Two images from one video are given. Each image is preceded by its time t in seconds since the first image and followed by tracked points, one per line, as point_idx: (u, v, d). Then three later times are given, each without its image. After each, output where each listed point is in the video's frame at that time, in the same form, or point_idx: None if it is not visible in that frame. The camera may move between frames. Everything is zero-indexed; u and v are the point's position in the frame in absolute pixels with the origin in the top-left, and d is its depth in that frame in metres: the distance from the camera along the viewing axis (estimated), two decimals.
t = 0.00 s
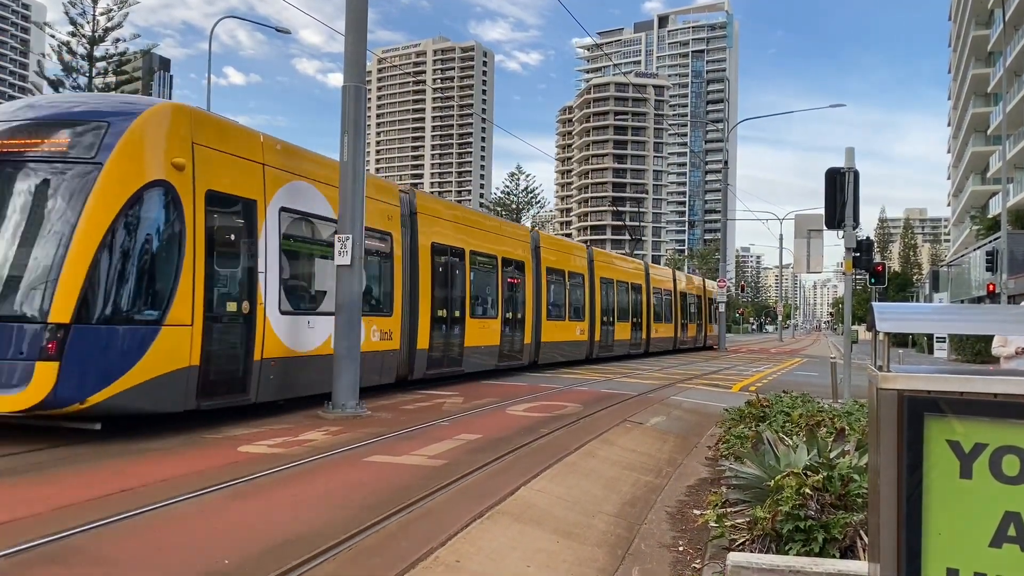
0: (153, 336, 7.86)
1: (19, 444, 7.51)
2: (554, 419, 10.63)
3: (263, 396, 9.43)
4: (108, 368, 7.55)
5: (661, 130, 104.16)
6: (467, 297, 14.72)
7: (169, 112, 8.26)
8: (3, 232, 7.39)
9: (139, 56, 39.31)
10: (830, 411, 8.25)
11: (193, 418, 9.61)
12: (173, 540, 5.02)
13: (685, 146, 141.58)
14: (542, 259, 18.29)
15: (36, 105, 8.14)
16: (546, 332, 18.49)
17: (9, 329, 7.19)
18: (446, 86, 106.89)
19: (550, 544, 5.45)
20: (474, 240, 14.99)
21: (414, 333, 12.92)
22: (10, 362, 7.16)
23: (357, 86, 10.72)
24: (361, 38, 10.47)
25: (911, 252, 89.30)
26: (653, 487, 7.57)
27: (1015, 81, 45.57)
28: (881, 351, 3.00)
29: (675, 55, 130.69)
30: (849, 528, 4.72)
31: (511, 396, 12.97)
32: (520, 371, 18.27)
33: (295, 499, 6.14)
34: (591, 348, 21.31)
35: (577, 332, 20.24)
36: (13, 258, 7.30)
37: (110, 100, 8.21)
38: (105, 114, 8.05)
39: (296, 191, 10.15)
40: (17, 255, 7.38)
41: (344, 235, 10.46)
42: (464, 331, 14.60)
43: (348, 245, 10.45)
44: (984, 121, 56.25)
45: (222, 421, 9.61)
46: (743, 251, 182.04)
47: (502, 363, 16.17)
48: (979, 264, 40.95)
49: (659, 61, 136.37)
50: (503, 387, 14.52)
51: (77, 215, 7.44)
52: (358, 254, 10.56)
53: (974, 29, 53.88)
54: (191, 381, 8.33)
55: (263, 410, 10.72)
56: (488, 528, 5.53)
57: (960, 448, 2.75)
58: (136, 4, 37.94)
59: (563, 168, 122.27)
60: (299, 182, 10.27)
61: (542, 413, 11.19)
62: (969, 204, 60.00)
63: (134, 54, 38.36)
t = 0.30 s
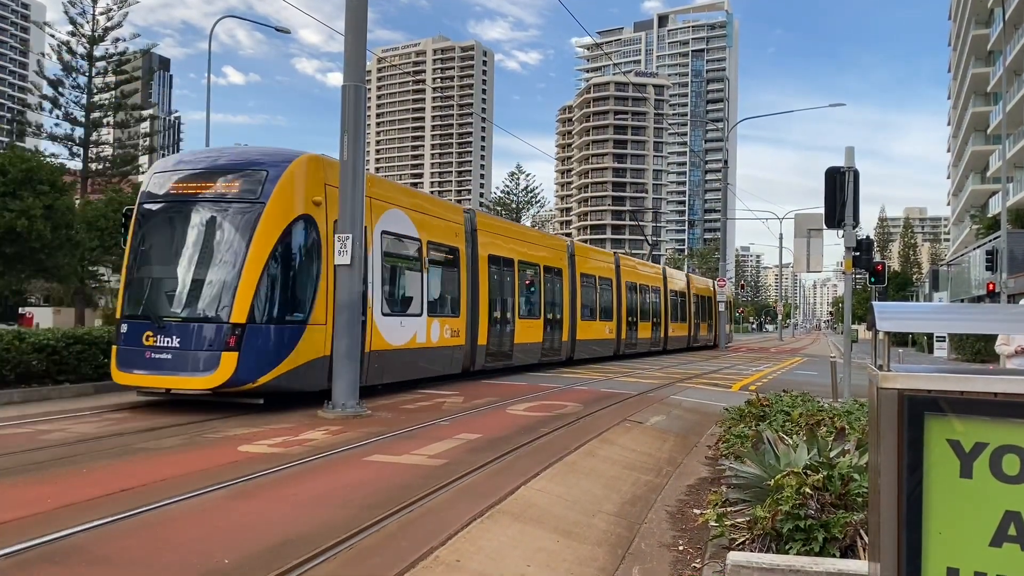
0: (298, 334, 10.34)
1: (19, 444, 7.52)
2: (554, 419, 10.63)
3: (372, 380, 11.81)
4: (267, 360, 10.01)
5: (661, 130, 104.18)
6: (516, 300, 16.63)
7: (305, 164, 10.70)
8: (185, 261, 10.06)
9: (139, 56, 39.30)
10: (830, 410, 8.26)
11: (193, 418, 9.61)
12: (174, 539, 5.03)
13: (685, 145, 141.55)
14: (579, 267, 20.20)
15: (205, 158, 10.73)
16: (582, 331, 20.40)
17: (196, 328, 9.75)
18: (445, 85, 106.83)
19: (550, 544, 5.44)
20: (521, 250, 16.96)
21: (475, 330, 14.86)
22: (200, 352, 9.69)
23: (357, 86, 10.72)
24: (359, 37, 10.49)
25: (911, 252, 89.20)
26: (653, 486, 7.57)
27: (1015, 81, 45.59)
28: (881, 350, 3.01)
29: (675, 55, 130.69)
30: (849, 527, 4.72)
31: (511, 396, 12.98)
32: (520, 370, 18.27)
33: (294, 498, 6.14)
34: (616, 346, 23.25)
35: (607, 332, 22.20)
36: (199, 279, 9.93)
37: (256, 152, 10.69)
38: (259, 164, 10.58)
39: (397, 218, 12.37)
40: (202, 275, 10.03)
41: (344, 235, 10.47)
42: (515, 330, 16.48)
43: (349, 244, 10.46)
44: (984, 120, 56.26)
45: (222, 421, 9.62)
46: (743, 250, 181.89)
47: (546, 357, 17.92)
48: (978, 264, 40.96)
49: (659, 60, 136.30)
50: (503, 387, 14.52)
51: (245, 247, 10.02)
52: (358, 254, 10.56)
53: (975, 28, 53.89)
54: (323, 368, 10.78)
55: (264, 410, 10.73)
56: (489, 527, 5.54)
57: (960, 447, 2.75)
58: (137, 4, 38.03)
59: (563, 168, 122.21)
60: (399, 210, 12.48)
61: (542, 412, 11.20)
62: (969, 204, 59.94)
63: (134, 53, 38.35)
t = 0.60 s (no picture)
0: (393, 333, 12.43)
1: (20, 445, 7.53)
2: (554, 418, 10.64)
3: (445, 369, 14.11)
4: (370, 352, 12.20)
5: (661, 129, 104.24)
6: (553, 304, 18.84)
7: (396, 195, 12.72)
8: (302, 273, 12.12)
9: (139, 56, 39.35)
10: (829, 409, 8.26)
11: (193, 419, 9.63)
12: (173, 538, 5.04)
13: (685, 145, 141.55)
14: (606, 271, 22.37)
15: (311, 187, 12.81)
16: (610, 329, 22.69)
17: (314, 329, 11.83)
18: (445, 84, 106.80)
19: (550, 544, 5.44)
20: (557, 260, 19.09)
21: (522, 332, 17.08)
22: (320, 346, 11.79)
23: (357, 85, 10.72)
24: (358, 38, 10.48)
25: (911, 251, 89.11)
26: (653, 486, 7.57)
27: (1015, 81, 45.64)
28: (881, 350, 3.01)
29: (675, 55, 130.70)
30: (849, 527, 4.72)
31: (510, 395, 12.99)
32: (520, 370, 18.25)
33: (294, 498, 6.14)
34: (638, 343, 25.34)
35: (631, 330, 24.40)
36: (315, 289, 12.04)
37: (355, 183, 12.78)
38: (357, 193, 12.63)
39: (462, 235, 14.69)
40: (315, 285, 12.17)
41: (344, 235, 10.50)
42: (554, 330, 18.73)
43: (348, 244, 10.48)
44: (983, 120, 56.31)
45: (222, 420, 9.64)
46: (743, 250, 181.99)
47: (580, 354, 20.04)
48: (978, 263, 40.98)
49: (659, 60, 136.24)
50: (503, 387, 14.53)
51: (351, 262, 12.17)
52: (357, 254, 10.59)
53: (974, 28, 53.94)
54: (410, 360, 12.96)
55: (265, 410, 10.76)
56: (488, 527, 5.54)
57: (960, 447, 2.75)
58: (137, 4, 38.08)
59: (563, 167, 122.18)
60: (464, 229, 14.84)
61: (541, 412, 11.22)
62: (969, 204, 59.96)
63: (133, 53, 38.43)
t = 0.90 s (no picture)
0: (460, 332, 14.62)
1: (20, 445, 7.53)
2: (554, 418, 10.65)
3: (500, 363, 16.28)
4: (442, 347, 14.41)
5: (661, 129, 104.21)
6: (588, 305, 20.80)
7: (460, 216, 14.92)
8: (384, 281, 14.42)
9: (139, 56, 39.37)
10: (830, 409, 8.26)
11: (193, 419, 9.64)
12: (172, 539, 5.04)
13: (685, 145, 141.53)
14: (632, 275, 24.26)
15: (389, 211, 15.15)
16: (635, 330, 24.47)
17: (396, 328, 14.18)
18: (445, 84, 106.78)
19: (550, 544, 5.44)
20: (593, 267, 21.01)
21: (561, 329, 19.03)
22: (401, 343, 14.11)
23: (357, 85, 10.71)
24: (359, 38, 10.46)
25: (910, 251, 89.01)
26: (653, 486, 7.57)
27: (1015, 81, 45.66)
28: (881, 350, 3.01)
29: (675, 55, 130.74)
30: (849, 527, 4.71)
31: (510, 395, 12.99)
32: (520, 370, 18.26)
33: (294, 498, 6.14)
34: (657, 341, 27.14)
35: (652, 330, 26.66)
36: (396, 294, 14.32)
37: (426, 207, 14.99)
38: (425, 216, 14.88)
39: (515, 248, 16.76)
40: (396, 292, 14.43)
41: (344, 235, 10.48)
42: (590, 329, 20.73)
43: (348, 244, 10.47)
44: (983, 120, 56.32)
45: (223, 421, 9.64)
46: (743, 250, 182.01)
47: (611, 353, 21.76)
48: (978, 263, 41.00)
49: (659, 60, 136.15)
50: (503, 387, 14.53)
51: (426, 272, 14.39)
52: (357, 254, 10.57)
53: (974, 28, 53.95)
54: (472, 354, 15.18)
55: (265, 410, 10.77)
56: (488, 527, 5.54)
57: (959, 447, 2.75)
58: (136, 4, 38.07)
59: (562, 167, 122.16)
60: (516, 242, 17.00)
61: (541, 412, 11.23)
62: (969, 203, 59.96)
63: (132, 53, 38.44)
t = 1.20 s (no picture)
0: (512, 332, 16.84)
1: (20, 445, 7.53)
2: (554, 418, 10.65)
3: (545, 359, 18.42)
4: (497, 345, 16.68)
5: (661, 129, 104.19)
6: (614, 308, 23.02)
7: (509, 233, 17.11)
8: (447, 289, 16.77)
9: (139, 56, 39.38)
10: (829, 409, 8.27)
11: (194, 419, 9.65)
12: (173, 538, 5.04)
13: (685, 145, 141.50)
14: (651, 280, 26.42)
15: (449, 228, 17.46)
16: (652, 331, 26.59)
17: (458, 328, 16.54)
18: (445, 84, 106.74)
19: (550, 544, 5.45)
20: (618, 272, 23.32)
21: (593, 330, 21.23)
22: (462, 341, 16.43)
23: (357, 85, 10.71)
24: (360, 38, 10.44)
25: (911, 251, 88.95)
26: (653, 486, 7.57)
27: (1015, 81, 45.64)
28: (881, 350, 3.00)
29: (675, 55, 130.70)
30: (849, 527, 4.71)
31: (510, 395, 12.99)
32: (520, 370, 18.26)
33: (294, 498, 6.15)
34: (672, 341, 29.28)
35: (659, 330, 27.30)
36: (457, 299, 16.66)
37: (481, 223, 17.23)
38: (477, 232, 17.11)
39: (555, 257, 18.86)
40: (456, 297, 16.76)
41: (344, 235, 10.48)
42: (616, 329, 23.01)
43: (348, 244, 10.47)
44: (983, 120, 56.31)
45: (223, 420, 9.64)
46: (743, 250, 181.99)
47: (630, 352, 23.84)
48: (978, 263, 41.04)
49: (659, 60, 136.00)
50: (503, 387, 14.55)
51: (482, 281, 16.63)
52: (358, 254, 10.58)
53: (974, 28, 53.94)
54: (522, 352, 17.36)
55: (266, 410, 10.77)
56: (488, 527, 5.54)
57: (960, 448, 2.75)
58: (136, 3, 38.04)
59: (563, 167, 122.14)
60: (555, 252, 19.09)
61: (542, 412, 11.23)
62: (970, 203, 59.95)
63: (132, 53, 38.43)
